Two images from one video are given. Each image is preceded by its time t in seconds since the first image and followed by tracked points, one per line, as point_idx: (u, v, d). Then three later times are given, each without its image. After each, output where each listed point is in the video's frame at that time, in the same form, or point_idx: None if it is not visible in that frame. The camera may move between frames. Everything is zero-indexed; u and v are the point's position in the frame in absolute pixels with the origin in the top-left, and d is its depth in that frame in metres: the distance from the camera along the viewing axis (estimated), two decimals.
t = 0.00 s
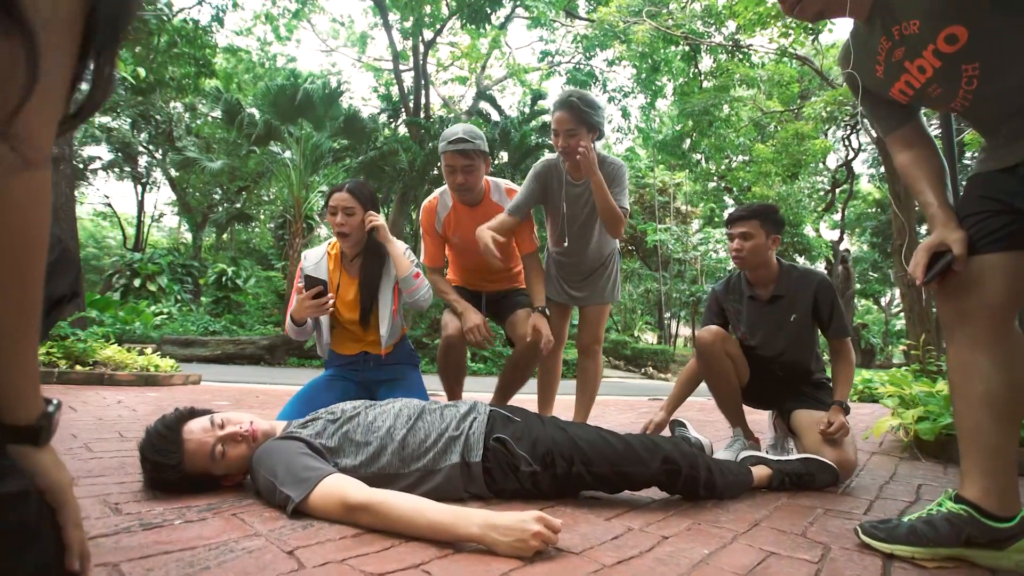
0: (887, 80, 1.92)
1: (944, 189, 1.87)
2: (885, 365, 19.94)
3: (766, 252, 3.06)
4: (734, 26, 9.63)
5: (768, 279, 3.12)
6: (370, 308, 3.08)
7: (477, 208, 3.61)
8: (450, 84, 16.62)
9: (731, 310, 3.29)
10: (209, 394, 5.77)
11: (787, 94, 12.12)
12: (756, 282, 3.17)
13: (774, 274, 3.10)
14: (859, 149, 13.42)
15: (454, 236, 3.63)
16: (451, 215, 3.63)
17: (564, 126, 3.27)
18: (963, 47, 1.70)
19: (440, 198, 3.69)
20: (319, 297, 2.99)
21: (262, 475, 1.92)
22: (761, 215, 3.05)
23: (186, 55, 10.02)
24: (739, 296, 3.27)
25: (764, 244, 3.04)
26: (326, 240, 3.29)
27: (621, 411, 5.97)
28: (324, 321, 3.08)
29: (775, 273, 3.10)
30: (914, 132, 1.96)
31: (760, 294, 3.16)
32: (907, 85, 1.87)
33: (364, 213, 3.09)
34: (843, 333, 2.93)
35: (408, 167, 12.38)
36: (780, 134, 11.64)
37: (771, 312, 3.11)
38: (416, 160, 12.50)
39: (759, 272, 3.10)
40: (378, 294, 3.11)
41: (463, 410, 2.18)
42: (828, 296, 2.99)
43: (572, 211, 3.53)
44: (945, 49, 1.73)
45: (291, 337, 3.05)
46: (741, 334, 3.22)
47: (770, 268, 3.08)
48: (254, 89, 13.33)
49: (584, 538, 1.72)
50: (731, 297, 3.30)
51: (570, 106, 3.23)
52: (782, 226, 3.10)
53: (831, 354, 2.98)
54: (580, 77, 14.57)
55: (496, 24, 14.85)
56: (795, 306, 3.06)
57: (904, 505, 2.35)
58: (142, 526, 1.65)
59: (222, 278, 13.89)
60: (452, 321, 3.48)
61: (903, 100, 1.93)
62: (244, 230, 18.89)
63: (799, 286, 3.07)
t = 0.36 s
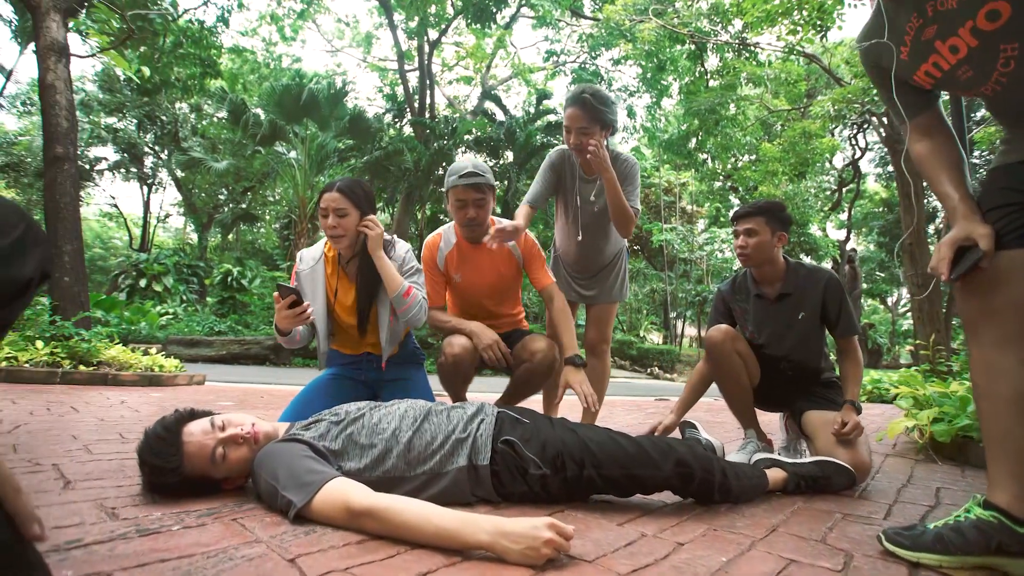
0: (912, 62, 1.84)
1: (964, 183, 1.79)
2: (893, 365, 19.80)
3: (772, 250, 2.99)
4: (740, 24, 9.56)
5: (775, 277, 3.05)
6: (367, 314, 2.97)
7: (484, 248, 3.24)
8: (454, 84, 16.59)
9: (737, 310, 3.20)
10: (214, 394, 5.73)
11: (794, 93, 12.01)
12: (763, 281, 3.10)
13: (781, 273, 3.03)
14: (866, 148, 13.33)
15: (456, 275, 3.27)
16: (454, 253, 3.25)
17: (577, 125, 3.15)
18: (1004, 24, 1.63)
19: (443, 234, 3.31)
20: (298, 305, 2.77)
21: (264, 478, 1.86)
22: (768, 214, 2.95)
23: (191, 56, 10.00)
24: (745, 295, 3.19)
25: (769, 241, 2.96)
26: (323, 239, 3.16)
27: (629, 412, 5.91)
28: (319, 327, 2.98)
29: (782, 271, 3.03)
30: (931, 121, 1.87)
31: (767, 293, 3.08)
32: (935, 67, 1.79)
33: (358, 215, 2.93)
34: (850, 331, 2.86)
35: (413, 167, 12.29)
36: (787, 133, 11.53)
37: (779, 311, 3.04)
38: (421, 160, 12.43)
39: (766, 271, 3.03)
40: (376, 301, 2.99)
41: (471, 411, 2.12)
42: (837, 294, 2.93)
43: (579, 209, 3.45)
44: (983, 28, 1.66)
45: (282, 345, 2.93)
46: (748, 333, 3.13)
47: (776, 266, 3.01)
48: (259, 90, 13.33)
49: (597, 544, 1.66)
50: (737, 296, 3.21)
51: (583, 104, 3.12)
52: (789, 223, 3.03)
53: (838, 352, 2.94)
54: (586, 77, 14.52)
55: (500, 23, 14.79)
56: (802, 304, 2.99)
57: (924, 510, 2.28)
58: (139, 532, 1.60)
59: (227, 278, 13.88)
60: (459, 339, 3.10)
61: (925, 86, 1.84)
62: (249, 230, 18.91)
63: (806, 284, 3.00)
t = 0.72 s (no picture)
0: (936, 51, 1.84)
1: (988, 178, 1.75)
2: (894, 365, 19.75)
3: (774, 253, 2.93)
4: (743, 23, 9.50)
5: (777, 279, 2.98)
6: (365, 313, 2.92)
7: (486, 264, 3.19)
8: (455, 84, 16.54)
9: (739, 311, 3.14)
10: (214, 394, 5.69)
11: (796, 92, 11.94)
12: (766, 283, 3.03)
13: (784, 275, 2.97)
14: (867, 147, 13.29)
15: (457, 289, 3.25)
16: (457, 268, 3.21)
17: (586, 115, 3.12)
18: None
19: (448, 247, 3.27)
20: (285, 307, 2.71)
21: (261, 481, 1.81)
22: (770, 216, 2.88)
23: (192, 57, 9.95)
24: (748, 296, 3.12)
25: (771, 244, 2.89)
26: (320, 236, 3.10)
27: (631, 411, 5.87)
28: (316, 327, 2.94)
29: (784, 273, 2.96)
30: (954, 112, 1.85)
31: (770, 295, 3.02)
32: (959, 54, 1.78)
33: (356, 214, 2.86)
34: (854, 332, 2.80)
35: (413, 167, 12.24)
36: (788, 131, 11.47)
37: (782, 313, 2.99)
38: (421, 159, 12.37)
39: (768, 273, 2.96)
40: (376, 302, 2.96)
41: (473, 412, 2.07)
42: (839, 294, 2.87)
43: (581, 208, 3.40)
44: (1011, 13, 1.65)
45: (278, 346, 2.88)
46: (750, 335, 3.08)
47: (778, 268, 2.94)
48: (260, 90, 13.28)
49: (603, 550, 1.62)
50: (739, 298, 3.15)
51: (590, 94, 3.08)
52: (791, 224, 2.96)
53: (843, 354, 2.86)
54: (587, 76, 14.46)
55: (501, 22, 14.74)
56: (809, 303, 2.93)
57: (936, 514, 2.24)
58: (132, 537, 1.55)
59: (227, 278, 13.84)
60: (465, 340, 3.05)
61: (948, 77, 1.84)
62: (249, 230, 18.88)
63: (807, 285, 2.96)
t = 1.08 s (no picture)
0: (950, 47, 1.81)
1: (1006, 176, 1.73)
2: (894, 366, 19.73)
3: (779, 252, 2.87)
4: (743, 23, 9.45)
5: (784, 279, 2.93)
6: (367, 314, 2.89)
7: (499, 258, 3.16)
8: (455, 83, 16.50)
9: (745, 312, 3.09)
10: (212, 394, 5.64)
11: (796, 91, 11.90)
12: (772, 283, 2.99)
13: (789, 273, 2.92)
14: (867, 146, 13.25)
15: (469, 281, 3.19)
16: (470, 260, 3.19)
17: (580, 111, 3.08)
18: None
19: (463, 241, 3.26)
20: (296, 308, 2.67)
21: (257, 483, 1.77)
22: (775, 213, 2.84)
23: (191, 56, 9.90)
24: (753, 296, 3.08)
25: (777, 242, 2.84)
26: (318, 234, 3.04)
27: (632, 412, 5.83)
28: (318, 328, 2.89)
29: (790, 272, 2.92)
30: (972, 108, 1.83)
31: (776, 294, 2.98)
32: (975, 49, 1.75)
33: (359, 213, 2.81)
34: (863, 331, 2.73)
35: (413, 167, 12.19)
36: (789, 131, 11.42)
37: (788, 312, 2.94)
38: (421, 159, 12.31)
39: (774, 273, 2.92)
40: (378, 302, 2.92)
41: (474, 413, 2.03)
42: (848, 292, 2.82)
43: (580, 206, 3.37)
44: None
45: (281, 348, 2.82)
46: (755, 337, 3.04)
47: (784, 267, 2.89)
48: (260, 89, 13.24)
49: (609, 555, 1.58)
50: (745, 299, 3.10)
51: (584, 90, 3.05)
52: (796, 222, 2.91)
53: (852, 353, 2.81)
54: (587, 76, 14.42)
55: (501, 22, 14.70)
56: (814, 301, 2.88)
57: (945, 517, 2.20)
58: (125, 542, 1.50)
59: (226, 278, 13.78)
60: (461, 339, 3.02)
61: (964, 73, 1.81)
62: (248, 230, 18.86)
63: (814, 283, 2.91)
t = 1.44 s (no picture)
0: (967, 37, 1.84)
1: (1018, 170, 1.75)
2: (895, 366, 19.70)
3: (794, 247, 2.84)
4: (744, 22, 9.41)
5: (795, 274, 2.91)
6: (370, 315, 2.86)
7: (503, 256, 3.13)
8: (455, 83, 16.47)
9: (753, 307, 3.05)
10: (210, 394, 5.61)
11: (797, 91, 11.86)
12: (783, 278, 2.96)
13: (802, 267, 2.89)
14: (869, 146, 13.20)
15: (473, 279, 3.15)
16: (474, 257, 3.17)
17: (568, 109, 3.10)
18: None
19: (468, 239, 3.25)
20: (304, 307, 2.64)
21: (255, 485, 1.73)
22: (792, 207, 2.83)
23: (191, 55, 9.88)
24: (763, 292, 3.04)
25: (792, 237, 2.82)
26: (319, 235, 3.01)
27: (633, 412, 5.80)
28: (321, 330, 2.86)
29: (802, 268, 2.89)
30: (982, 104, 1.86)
31: (787, 290, 2.95)
32: (994, 37, 1.79)
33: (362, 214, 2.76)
34: (872, 331, 2.69)
35: (413, 166, 12.15)
36: (790, 131, 11.38)
37: (799, 308, 2.91)
38: (421, 159, 12.27)
39: (787, 267, 2.89)
40: (380, 302, 2.89)
41: (475, 414, 2.00)
42: (860, 291, 2.78)
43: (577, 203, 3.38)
44: None
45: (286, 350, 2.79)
46: (764, 332, 3.01)
47: (797, 263, 2.87)
48: (261, 89, 13.20)
49: (614, 559, 1.55)
50: (754, 294, 3.06)
51: (570, 89, 3.06)
52: (812, 217, 2.89)
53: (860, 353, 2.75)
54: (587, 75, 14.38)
55: (501, 22, 14.66)
56: (824, 298, 2.85)
57: (954, 520, 2.16)
58: (118, 546, 1.47)
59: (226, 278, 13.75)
60: (455, 339, 2.99)
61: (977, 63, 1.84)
62: (248, 230, 18.83)
63: (826, 279, 2.87)
